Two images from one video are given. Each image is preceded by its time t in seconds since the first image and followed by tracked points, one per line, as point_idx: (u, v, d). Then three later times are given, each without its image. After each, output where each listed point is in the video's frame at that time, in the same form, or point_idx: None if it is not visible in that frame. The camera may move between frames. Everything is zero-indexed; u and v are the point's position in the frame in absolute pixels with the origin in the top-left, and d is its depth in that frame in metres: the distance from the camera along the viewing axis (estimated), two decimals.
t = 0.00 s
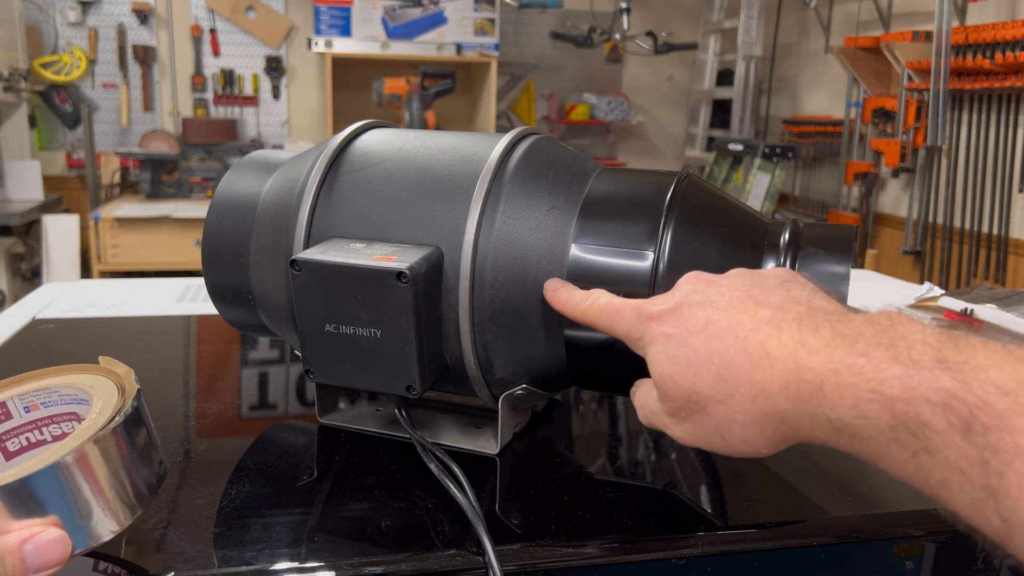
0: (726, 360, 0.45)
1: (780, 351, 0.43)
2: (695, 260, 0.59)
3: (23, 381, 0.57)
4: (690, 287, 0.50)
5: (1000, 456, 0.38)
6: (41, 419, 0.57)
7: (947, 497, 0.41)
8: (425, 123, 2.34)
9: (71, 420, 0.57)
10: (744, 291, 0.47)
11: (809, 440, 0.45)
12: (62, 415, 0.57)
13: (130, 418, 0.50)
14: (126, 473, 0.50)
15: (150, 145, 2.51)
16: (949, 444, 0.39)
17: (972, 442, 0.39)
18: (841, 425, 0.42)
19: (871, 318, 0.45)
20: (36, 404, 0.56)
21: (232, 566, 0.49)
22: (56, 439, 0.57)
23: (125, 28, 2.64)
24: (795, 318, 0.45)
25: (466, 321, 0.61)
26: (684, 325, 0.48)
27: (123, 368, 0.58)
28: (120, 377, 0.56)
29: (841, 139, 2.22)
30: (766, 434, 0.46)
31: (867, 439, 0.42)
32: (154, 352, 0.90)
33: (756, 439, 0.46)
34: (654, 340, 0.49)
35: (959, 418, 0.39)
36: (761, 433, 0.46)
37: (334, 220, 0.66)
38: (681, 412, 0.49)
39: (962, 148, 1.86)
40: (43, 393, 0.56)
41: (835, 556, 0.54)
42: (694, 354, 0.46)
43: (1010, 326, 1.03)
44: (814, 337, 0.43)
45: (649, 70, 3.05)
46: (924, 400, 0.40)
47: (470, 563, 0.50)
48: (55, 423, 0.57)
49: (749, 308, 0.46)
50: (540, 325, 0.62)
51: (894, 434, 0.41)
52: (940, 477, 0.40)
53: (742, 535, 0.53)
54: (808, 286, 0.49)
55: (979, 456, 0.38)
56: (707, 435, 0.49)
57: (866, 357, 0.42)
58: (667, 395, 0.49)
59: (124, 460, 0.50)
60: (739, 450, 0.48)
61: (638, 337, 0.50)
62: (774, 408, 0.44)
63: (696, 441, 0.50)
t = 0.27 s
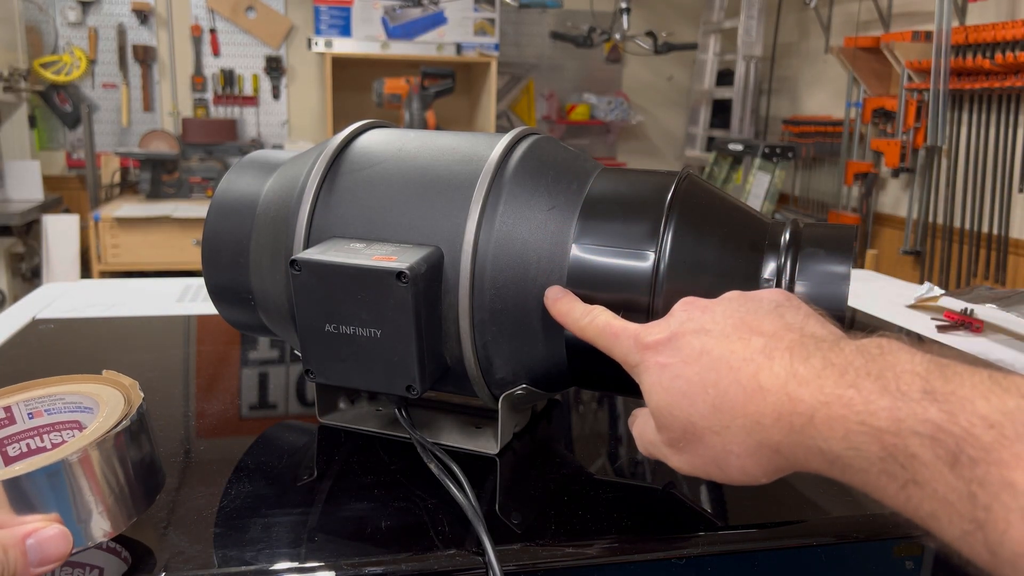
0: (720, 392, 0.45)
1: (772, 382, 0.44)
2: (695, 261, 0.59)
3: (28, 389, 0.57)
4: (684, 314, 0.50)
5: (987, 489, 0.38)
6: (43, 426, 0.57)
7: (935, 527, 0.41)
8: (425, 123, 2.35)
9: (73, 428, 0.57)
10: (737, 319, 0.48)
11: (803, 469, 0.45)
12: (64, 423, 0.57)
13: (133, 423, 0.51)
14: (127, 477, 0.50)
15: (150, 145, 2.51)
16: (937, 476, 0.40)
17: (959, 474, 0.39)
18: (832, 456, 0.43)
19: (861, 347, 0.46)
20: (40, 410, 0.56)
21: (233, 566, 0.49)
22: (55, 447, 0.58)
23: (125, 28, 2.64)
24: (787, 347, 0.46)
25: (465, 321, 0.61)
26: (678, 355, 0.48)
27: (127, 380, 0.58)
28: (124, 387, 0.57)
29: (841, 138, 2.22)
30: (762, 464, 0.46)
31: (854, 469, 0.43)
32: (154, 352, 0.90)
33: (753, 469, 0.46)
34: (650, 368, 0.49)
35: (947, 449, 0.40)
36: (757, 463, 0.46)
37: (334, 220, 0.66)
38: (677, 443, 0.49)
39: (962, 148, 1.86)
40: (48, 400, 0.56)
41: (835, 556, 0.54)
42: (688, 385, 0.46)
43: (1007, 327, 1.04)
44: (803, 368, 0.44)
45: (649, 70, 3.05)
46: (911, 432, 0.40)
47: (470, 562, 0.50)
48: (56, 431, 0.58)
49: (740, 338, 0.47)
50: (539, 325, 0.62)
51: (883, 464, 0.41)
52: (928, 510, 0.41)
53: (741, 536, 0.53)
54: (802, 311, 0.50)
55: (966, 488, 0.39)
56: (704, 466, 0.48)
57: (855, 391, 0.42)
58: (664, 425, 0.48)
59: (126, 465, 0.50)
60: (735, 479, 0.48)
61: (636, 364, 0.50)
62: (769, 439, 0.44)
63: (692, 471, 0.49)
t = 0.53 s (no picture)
0: (719, 398, 0.45)
1: (770, 388, 0.44)
2: (696, 262, 0.59)
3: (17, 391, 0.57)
4: (685, 320, 0.50)
5: (984, 495, 0.38)
6: (32, 428, 0.57)
7: (932, 535, 0.40)
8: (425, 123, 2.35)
9: (62, 431, 0.58)
10: (736, 325, 0.48)
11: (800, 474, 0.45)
12: (54, 426, 0.58)
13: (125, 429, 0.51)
14: (120, 483, 0.51)
15: (150, 145, 2.52)
16: (932, 479, 0.40)
17: (956, 480, 0.39)
18: (828, 462, 0.43)
19: (859, 353, 0.46)
20: (30, 412, 0.57)
21: (233, 567, 0.49)
22: (43, 449, 0.58)
23: (125, 28, 2.64)
24: (785, 352, 0.46)
25: (465, 321, 0.61)
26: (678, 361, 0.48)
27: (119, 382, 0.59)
28: (115, 392, 0.57)
29: (841, 138, 2.22)
30: (762, 470, 0.46)
31: (850, 475, 0.42)
32: (153, 352, 0.90)
33: (753, 475, 0.46)
34: (650, 375, 0.49)
35: (943, 455, 0.39)
36: (757, 469, 0.46)
37: (334, 220, 0.66)
38: (677, 451, 0.49)
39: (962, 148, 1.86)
40: (39, 403, 0.56)
41: (834, 556, 0.54)
42: (688, 392, 0.46)
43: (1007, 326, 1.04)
44: (801, 373, 0.44)
45: (649, 70, 3.05)
46: (908, 437, 0.40)
47: (470, 562, 0.50)
48: (45, 433, 0.58)
49: (738, 342, 0.47)
50: (540, 325, 0.62)
51: (881, 470, 0.41)
52: (925, 515, 0.40)
53: (740, 535, 0.53)
54: (803, 316, 0.50)
55: (963, 495, 0.39)
56: (704, 473, 0.48)
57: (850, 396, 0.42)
58: (664, 432, 0.48)
59: (118, 470, 0.50)
60: (736, 486, 0.48)
61: (636, 371, 0.50)
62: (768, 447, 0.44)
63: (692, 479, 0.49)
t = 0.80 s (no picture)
0: (718, 407, 0.45)
1: (769, 399, 0.44)
2: (696, 261, 0.59)
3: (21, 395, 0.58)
4: (686, 329, 0.50)
5: (984, 514, 0.38)
6: (34, 433, 0.58)
7: (930, 553, 0.41)
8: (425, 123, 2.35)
9: (65, 437, 0.58)
10: (737, 335, 0.48)
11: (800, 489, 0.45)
12: (55, 432, 0.58)
13: (131, 436, 0.51)
14: (122, 490, 0.51)
15: (150, 145, 2.52)
16: (932, 497, 0.40)
17: (957, 497, 0.39)
18: (825, 476, 0.43)
19: (860, 369, 0.46)
20: (33, 417, 0.57)
21: (232, 567, 0.49)
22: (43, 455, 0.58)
23: (125, 28, 2.64)
24: (785, 365, 0.46)
25: (465, 321, 0.61)
26: (679, 368, 0.48)
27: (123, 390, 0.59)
28: (120, 400, 0.57)
29: (841, 138, 2.22)
30: (759, 483, 0.46)
31: (852, 491, 0.42)
32: (154, 352, 0.90)
33: (749, 487, 0.46)
34: (649, 381, 0.48)
35: (944, 472, 0.40)
36: (753, 481, 0.46)
37: (334, 219, 0.66)
38: (671, 460, 0.48)
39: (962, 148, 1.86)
40: (43, 407, 0.57)
41: (835, 557, 0.54)
42: (688, 400, 0.46)
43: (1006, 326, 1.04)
44: (802, 386, 0.44)
45: (649, 70, 3.05)
46: (909, 454, 0.41)
47: (469, 562, 0.50)
48: (46, 438, 0.58)
49: (740, 353, 0.47)
50: (539, 325, 0.62)
51: (880, 486, 0.41)
52: (924, 533, 0.41)
53: (740, 535, 0.53)
54: (804, 332, 0.50)
55: (963, 513, 0.39)
56: (699, 484, 0.48)
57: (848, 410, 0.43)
58: (660, 440, 0.48)
59: (122, 477, 0.50)
60: (732, 499, 0.48)
61: (634, 375, 0.50)
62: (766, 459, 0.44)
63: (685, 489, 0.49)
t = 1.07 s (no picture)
0: (764, 452, 0.41)
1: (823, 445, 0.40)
2: (695, 261, 0.59)
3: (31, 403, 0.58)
4: (719, 356, 0.45)
5: None
6: (38, 442, 0.58)
7: None
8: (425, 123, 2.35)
9: (69, 447, 0.58)
10: (779, 371, 0.44)
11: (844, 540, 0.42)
12: (60, 442, 0.58)
13: (145, 444, 0.52)
14: (134, 496, 0.52)
15: (150, 145, 2.52)
16: (997, 558, 0.37)
17: None
18: (881, 530, 0.40)
19: (916, 418, 0.43)
20: (41, 426, 0.57)
21: (232, 566, 0.49)
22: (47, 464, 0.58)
23: (125, 28, 2.64)
24: (834, 409, 0.42)
25: (465, 322, 0.61)
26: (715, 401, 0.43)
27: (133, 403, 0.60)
28: (131, 413, 0.58)
29: (841, 138, 2.22)
30: (801, 530, 0.42)
31: (911, 547, 0.39)
32: (154, 352, 0.90)
33: (789, 535, 0.42)
34: (680, 412, 0.44)
35: (1014, 534, 0.37)
36: (795, 529, 0.42)
37: (334, 219, 0.66)
38: (705, 499, 0.44)
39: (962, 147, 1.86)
40: (51, 416, 0.57)
41: (837, 558, 0.54)
42: (728, 437, 0.42)
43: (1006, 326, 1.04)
44: (857, 433, 0.40)
45: (649, 70, 3.05)
46: (974, 510, 0.38)
47: (470, 562, 0.50)
48: (51, 448, 0.58)
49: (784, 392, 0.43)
50: (539, 326, 0.62)
51: (941, 542, 0.39)
52: None
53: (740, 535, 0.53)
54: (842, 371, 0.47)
55: None
56: (732, 524, 0.44)
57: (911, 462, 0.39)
58: (692, 477, 0.44)
59: (134, 484, 0.52)
60: (766, 544, 0.44)
61: (662, 405, 0.45)
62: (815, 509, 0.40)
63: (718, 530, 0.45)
